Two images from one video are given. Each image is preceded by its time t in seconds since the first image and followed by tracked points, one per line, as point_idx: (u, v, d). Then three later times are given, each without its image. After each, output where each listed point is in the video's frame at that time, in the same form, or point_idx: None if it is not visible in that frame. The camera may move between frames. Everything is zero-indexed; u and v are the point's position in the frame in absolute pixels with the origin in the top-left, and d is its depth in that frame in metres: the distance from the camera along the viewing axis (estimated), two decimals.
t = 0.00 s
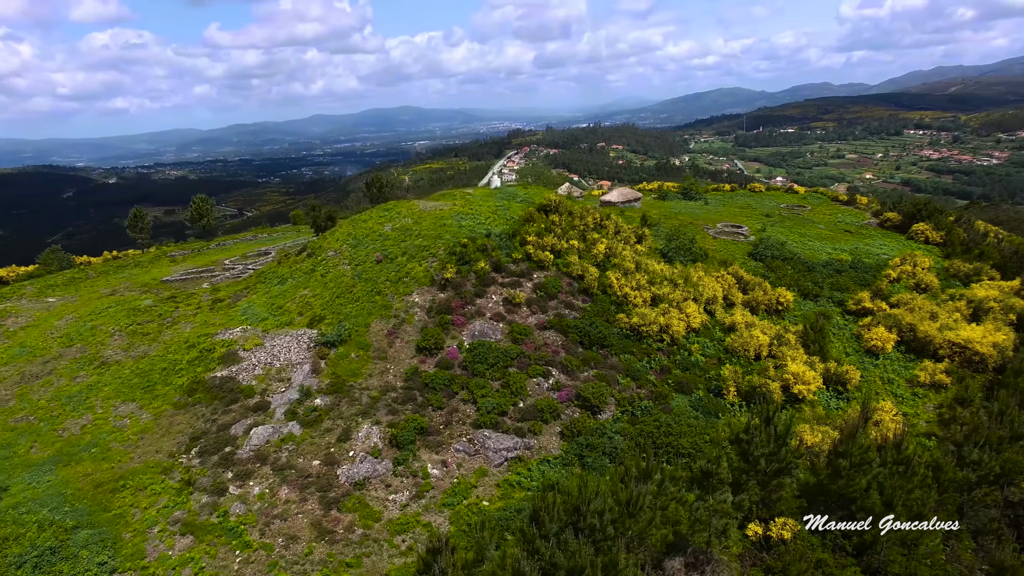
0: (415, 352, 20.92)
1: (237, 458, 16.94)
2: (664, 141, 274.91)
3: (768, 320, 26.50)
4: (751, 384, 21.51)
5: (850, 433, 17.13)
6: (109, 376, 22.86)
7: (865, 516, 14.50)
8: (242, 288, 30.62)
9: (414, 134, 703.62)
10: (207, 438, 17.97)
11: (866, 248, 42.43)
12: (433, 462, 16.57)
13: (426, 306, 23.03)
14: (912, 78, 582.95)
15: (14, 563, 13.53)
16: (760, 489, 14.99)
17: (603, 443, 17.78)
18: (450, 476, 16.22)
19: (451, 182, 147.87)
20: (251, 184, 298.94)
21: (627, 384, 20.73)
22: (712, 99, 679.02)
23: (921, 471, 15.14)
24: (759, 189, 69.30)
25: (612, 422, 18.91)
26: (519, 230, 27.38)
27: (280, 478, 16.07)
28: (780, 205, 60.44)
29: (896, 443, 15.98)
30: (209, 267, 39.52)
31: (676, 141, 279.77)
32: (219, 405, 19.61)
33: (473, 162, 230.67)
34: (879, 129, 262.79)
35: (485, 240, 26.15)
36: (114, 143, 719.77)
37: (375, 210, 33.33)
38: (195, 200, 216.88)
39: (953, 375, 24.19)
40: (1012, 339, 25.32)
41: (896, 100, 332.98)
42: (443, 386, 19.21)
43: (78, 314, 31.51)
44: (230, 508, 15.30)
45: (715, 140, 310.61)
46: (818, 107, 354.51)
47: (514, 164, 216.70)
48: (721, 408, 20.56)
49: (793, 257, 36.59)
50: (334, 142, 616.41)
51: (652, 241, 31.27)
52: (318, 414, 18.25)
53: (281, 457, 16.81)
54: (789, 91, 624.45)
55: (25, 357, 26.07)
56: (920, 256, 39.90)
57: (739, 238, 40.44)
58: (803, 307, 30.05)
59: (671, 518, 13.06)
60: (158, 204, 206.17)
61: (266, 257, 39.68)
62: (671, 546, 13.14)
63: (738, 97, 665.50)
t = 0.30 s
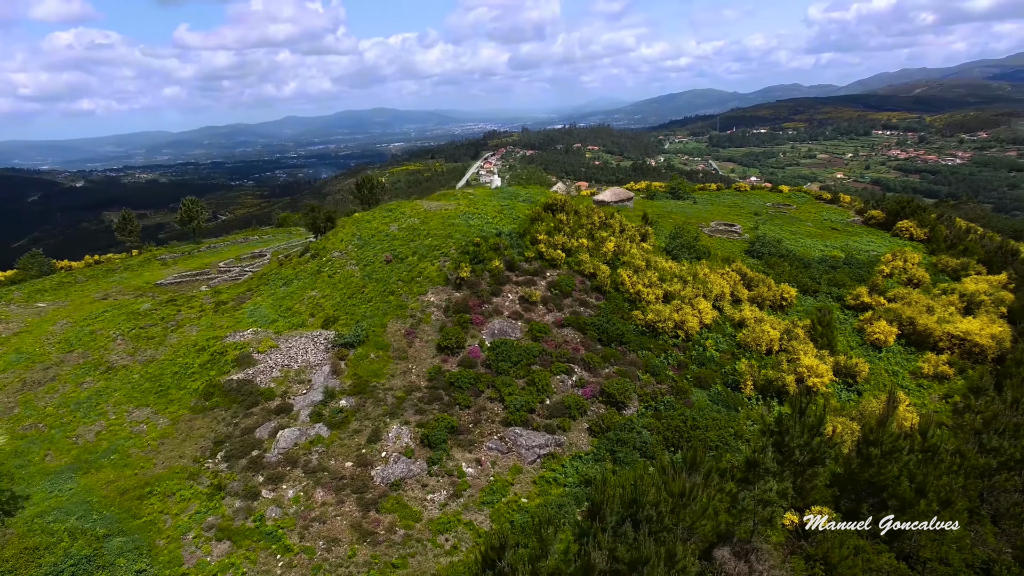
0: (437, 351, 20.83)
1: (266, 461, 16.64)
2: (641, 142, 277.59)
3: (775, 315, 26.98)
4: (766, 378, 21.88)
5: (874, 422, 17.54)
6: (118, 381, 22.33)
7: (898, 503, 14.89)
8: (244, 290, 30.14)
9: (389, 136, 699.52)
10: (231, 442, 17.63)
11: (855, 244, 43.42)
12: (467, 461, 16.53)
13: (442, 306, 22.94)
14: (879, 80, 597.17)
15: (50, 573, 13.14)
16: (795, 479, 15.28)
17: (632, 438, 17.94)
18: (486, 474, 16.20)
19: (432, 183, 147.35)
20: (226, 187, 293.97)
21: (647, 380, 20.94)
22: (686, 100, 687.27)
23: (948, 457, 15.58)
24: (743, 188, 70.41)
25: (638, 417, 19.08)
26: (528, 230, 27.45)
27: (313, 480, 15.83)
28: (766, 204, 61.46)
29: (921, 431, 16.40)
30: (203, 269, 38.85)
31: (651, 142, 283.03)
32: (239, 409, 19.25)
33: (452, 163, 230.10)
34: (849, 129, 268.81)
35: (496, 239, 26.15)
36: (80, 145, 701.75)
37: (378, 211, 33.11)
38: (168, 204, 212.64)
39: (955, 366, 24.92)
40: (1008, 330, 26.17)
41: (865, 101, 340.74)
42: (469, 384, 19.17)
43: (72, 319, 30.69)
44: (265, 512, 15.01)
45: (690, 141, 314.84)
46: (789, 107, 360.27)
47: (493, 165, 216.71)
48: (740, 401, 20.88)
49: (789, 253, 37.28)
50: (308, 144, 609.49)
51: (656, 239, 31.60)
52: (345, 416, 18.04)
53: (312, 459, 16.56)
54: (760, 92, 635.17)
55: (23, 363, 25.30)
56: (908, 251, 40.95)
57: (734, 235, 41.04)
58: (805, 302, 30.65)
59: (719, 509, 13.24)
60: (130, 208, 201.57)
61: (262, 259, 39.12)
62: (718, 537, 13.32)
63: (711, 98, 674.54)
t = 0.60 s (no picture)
0: (459, 350, 20.78)
1: (298, 462, 16.40)
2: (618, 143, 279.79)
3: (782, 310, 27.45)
4: (782, 371, 22.26)
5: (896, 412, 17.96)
6: (129, 386, 21.85)
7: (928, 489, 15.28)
8: (248, 292, 29.69)
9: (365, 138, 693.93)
10: (259, 444, 17.34)
11: (845, 240, 44.31)
12: (503, 458, 16.54)
13: (460, 304, 22.91)
14: (847, 82, 610.61)
15: None
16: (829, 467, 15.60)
17: (661, 433, 18.13)
18: (522, 471, 16.23)
19: (413, 185, 146.56)
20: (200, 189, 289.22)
21: (669, 375, 21.19)
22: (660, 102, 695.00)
23: (974, 444, 16.02)
24: (729, 187, 71.38)
25: (664, 412, 19.30)
26: (538, 228, 27.52)
27: (349, 480, 15.64)
28: (753, 202, 62.39)
29: (943, 418, 16.83)
30: (198, 272, 38.23)
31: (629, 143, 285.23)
32: (262, 410, 18.95)
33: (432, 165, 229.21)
34: (822, 130, 274.25)
35: (507, 237, 26.16)
36: (45, 148, 683.88)
37: (382, 211, 32.91)
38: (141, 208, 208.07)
39: (958, 357, 25.61)
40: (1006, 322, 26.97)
41: (835, 103, 347.96)
42: (496, 381, 19.16)
43: (69, 324, 29.92)
44: (304, 513, 14.78)
45: (666, 142, 317.99)
46: (762, 109, 366.06)
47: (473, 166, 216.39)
48: (759, 395, 21.23)
49: (785, 250, 37.95)
50: (282, 146, 602.28)
51: (660, 237, 31.92)
52: (373, 415, 17.88)
53: (345, 460, 16.35)
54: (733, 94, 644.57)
55: (23, 370, 24.58)
56: (897, 247, 41.92)
57: (730, 233, 41.59)
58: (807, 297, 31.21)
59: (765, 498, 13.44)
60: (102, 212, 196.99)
61: (259, 261, 38.54)
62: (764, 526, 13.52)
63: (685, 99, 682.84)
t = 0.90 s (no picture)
0: (482, 349, 20.76)
1: (334, 464, 16.20)
2: (592, 144, 281.87)
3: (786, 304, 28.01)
4: (796, 364, 22.72)
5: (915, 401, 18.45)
6: (141, 391, 21.34)
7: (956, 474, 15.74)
8: (252, 295, 29.20)
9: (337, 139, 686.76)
10: (289, 447, 17.08)
11: (834, 237, 45.38)
12: (539, 455, 16.59)
13: (478, 303, 22.88)
14: (813, 83, 624.47)
15: None
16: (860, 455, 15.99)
17: (690, 427, 18.37)
18: (560, 467, 16.30)
19: (392, 186, 145.56)
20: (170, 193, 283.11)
21: (688, 370, 21.48)
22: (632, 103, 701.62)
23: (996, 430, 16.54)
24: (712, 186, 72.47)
25: (688, 406, 19.55)
26: (547, 228, 27.63)
27: (388, 481, 15.48)
28: (739, 201, 63.43)
29: (964, 406, 17.33)
30: (192, 275, 37.49)
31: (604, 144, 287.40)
32: (287, 413, 18.65)
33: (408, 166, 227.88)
34: (791, 130, 279.98)
35: (519, 236, 26.22)
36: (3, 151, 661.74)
37: (385, 212, 32.69)
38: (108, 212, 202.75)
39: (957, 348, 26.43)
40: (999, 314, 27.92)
41: (802, 104, 355.22)
42: (523, 379, 19.19)
43: (64, 330, 29.06)
44: (346, 516, 14.58)
45: (640, 142, 321.21)
46: (733, 109, 372.04)
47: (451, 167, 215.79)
48: (776, 388, 21.64)
49: (780, 246, 38.71)
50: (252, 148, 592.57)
51: (662, 235, 32.30)
52: (404, 416, 17.74)
53: (381, 461, 16.21)
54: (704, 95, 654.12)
55: (24, 377, 23.82)
56: (884, 243, 43.04)
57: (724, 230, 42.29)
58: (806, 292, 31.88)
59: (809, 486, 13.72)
60: (68, 216, 191.41)
61: (254, 263, 37.92)
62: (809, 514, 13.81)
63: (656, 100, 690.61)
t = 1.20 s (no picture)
0: (503, 347, 20.76)
1: (367, 465, 16.05)
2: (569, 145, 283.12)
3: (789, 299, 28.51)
4: (807, 357, 23.16)
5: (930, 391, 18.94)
6: (154, 396, 20.89)
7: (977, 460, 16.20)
8: (256, 297, 28.75)
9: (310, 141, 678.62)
10: (319, 449, 16.86)
11: (823, 234, 46.34)
12: (572, 450, 16.67)
13: (494, 302, 22.89)
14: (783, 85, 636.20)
15: None
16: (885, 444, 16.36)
17: (714, 420, 18.62)
18: (594, 462, 16.41)
19: (372, 188, 144.40)
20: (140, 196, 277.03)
21: (705, 364, 21.77)
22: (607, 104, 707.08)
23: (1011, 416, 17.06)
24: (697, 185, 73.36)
25: (710, 400, 19.81)
26: (555, 226, 27.72)
27: (426, 480, 15.40)
28: (725, 199, 64.33)
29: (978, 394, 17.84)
30: (187, 278, 36.80)
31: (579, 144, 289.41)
32: (311, 415, 18.40)
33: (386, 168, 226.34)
34: (764, 131, 284.97)
35: (529, 234, 26.27)
36: None
37: (388, 212, 32.50)
38: (77, 216, 197.67)
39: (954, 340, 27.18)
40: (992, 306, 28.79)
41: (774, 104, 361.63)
42: (548, 376, 19.24)
43: (60, 336, 28.30)
44: (388, 516, 14.44)
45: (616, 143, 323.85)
46: (706, 109, 377.41)
47: (429, 168, 214.93)
48: (790, 380, 22.05)
49: (774, 243, 39.39)
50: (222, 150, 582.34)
51: (664, 232, 32.64)
52: (433, 415, 17.63)
53: (415, 460, 16.11)
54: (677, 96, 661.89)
55: (26, 384, 23.14)
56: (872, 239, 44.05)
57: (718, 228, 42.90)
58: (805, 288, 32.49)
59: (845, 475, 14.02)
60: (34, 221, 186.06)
61: (250, 265, 37.32)
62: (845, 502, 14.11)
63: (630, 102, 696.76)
